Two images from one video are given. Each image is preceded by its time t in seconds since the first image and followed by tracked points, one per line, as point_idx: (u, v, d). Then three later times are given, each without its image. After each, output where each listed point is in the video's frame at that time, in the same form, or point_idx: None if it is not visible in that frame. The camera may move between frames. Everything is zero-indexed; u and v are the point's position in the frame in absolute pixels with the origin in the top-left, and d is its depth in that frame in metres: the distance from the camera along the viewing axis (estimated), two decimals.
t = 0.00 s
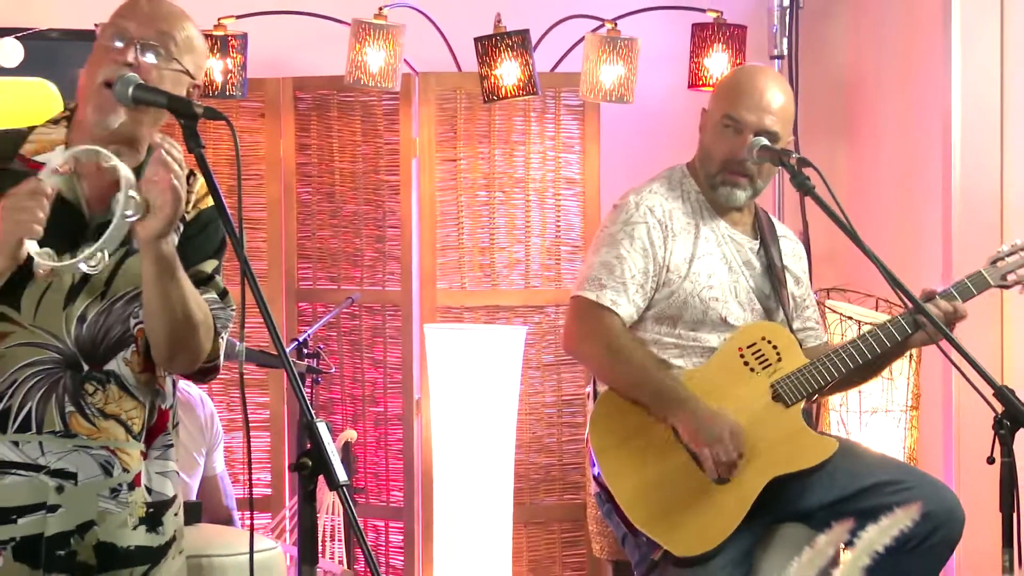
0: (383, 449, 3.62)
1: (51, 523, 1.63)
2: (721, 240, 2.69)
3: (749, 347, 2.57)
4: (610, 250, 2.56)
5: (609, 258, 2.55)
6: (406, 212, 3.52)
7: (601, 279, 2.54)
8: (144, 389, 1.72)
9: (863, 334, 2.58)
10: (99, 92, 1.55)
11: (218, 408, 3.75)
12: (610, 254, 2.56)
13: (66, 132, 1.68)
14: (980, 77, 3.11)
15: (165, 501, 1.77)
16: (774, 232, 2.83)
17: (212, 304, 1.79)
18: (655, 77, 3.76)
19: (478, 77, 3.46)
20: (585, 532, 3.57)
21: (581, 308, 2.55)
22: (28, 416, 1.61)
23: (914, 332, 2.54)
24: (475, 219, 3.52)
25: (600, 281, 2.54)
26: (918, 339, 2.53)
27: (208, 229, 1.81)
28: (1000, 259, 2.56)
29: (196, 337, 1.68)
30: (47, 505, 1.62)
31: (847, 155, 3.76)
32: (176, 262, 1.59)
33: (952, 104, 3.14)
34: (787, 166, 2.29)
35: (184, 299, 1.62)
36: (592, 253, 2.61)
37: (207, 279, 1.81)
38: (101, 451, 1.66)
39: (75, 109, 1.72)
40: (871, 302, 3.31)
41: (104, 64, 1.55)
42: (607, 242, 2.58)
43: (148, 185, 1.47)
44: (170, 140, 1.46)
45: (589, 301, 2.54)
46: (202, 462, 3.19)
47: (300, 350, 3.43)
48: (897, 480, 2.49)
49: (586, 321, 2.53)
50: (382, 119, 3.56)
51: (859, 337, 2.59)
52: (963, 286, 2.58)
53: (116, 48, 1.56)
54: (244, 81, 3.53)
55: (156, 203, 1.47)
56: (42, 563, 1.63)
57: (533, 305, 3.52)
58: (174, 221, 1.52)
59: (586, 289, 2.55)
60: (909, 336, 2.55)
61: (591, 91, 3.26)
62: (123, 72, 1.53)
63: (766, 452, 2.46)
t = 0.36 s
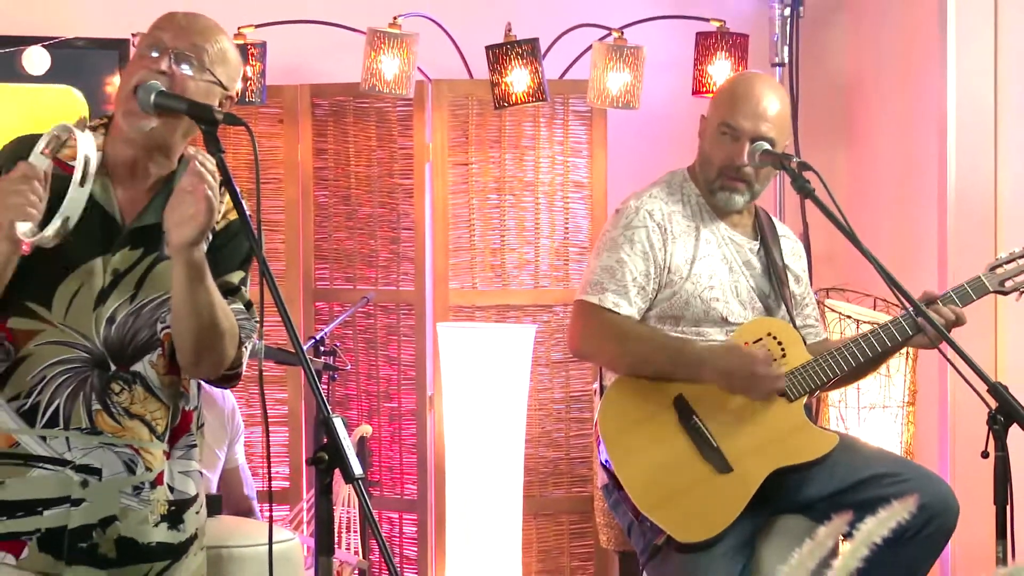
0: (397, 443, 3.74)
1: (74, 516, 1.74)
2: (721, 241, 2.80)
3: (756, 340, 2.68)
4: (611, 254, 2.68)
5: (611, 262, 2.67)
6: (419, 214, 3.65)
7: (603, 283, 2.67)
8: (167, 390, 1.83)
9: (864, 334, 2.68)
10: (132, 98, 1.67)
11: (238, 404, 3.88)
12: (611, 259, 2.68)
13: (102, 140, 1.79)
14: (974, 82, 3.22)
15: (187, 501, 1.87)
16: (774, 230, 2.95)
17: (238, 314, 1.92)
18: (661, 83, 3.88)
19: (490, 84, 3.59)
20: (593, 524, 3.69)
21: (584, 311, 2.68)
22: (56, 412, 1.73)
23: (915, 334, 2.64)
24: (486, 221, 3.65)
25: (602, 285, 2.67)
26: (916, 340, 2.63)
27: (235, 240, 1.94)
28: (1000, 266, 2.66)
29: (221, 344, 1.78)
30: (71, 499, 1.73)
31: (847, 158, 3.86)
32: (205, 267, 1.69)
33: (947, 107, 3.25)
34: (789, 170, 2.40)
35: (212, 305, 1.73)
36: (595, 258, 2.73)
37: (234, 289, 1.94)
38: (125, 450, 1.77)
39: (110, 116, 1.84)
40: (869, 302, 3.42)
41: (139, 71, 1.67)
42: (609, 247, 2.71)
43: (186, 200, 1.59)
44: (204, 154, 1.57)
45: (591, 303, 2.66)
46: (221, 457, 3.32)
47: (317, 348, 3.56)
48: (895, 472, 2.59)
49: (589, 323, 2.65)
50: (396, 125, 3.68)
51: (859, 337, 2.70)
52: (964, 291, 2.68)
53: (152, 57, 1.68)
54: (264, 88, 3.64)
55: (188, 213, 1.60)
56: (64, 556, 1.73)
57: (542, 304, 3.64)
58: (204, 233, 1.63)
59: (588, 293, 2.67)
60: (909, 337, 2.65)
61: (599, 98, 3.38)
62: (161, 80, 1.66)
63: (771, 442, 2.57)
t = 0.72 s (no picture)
0: (412, 436, 3.88)
1: (114, 477, 1.72)
2: (725, 238, 2.93)
3: (756, 335, 2.80)
4: (617, 252, 2.81)
5: (617, 258, 2.80)
6: (434, 215, 3.78)
7: (610, 278, 2.80)
8: (194, 350, 1.80)
9: (862, 327, 2.79)
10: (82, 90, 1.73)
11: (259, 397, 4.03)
12: (618, 254, 2.81)
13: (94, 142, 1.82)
14: (967, 88, 3.35)
15: (225, 459, 1.82)
16: (773, 228, 3.07)
17: (250, 286, 1.86)
18: (665, 89, 4.04)
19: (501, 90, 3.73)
20: (601, 513, 3.83)
21: (591, 305, 2.81)
22: (85, 382, 1.73)
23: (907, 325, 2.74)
24: (498, 221, 3.79)
25: (609, 279, 2.80)
26: (910, 332, 2.73)
27: (243, 205, 1.88)
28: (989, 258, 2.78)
29: (234, 320, 1.76)
30: (108, 460, 1.72)
31: (845, 161, 3.99)
32: (209, 256, 1.67)
33: (942, 115, 3.37)
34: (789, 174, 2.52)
35: (219, 288, 1.71)
36: (601, 256, 2.86)
37: (252, 260, 1.89)
38: (156, 408, 1.75)
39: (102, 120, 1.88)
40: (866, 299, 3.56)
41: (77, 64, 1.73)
42: (614, 245, 2.83)
43: (183, 193, 1.58)
44: (202, 150, 1.59)
45: (598, 298, 2.79)
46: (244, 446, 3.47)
47: (335, 344, 3.69)
48: (891, 465, 2.74)
49: (596, 318, 2.78)
50: (412, 128, 3.82)
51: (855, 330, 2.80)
52: (954, 284, 2.80)
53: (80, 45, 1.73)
54: (284, 93, 3.79)
55: (184, 208, 1.59)
56: (109, 515, 1.70)
57: (553, 301, 3.79)
58: (205, 221, 1.61)
59: (595, 287, 2.81)
60: (903, 329, 2.75)
61: (607, 102, 3.51)
62: (90, 67, 1.72)
63: (772, 436, 2.70)
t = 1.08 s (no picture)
0: (425, 428, 4.01)
1: (133, 470, 1.81)
2: (727, 237, 3.05)
3: (755, 331, 2.91)
4: (626, 246, 2.93)
5: (626, 253, 2.92)
6: (446, 215, 3.90)
7: (619, 271, 2.91)
8: (204, 341, 1.90)
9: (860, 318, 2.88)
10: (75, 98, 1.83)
11: (277, 391, 4.16)
12: (627, 249, 2.93)
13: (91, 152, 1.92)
14: (960, 92, 3.48)
15: (240, 444, 1.93)
16: (773, 231, 3.19)
17: (256, 268, 1.94)
18: (670, 94, 4.18)
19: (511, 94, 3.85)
20: (607, 503, 3.95)
21: (601, 298, 2.93)
22: (101, 380, 1.82)
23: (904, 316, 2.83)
24: (507, 220, 3.91)
25: (618, 273, 2.91)
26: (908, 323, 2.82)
27: (237, 196, 1.96)
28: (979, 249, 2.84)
29: (246, 302, 1.86)
30: (130, 454, 1.81)
31: (844, 163, 4.10)
32: (213, 238, 1.77)
33: (938, 120, 3.50)
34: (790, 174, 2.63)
35: (228, 270, 1.81)
36: (611, 251, 2.98)
37: (255, 244, 1.96)
38: (171, 398, 1.84)
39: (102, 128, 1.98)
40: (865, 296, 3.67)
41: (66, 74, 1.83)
42: (624, 239, 2.96)
43: (182, 181, 1.69)
44: (193, 138, 1.68)
45: (609, 291, 2.91)
46: (262, 439, 3.62)
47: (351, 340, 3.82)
48: (890, 457, 2.85)
49: (608, 310, 2.90)
50: (425, 131, 3.94)
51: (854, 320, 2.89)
52: (949, 274, 2.86)
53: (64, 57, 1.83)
54: (301, 97, 3.91)
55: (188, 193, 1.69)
56: (133, 506, 1.80)
57: (562, 298, 3.92)
58: (206, 206, 1.71)
59: (605, 280, 2.92)
60: (901, 320, 2.84)
61: (613, 106, 3.62)
62: (78, 77, 1.83)
63: (774, 427, 2.79)
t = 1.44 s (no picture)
0: (436, 420, 4.15)
1: (139, 466, 1.88)
2: (723, 231, 3.17)
3: (757, 328, 3.02)
4: (622, 246, 3.07)
5: (621, 253, 3.06)
6: (456, 214, 4.05)
7: (615, 271, 3.05)
8: (210, 342, 1.97)
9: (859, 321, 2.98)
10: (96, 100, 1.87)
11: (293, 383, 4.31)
12: (622, 249, 3.07)
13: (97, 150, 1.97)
14: (955, 96, 3.63)
15: (243, 439, 2.00)
16: (774, 217, 3.30)
17: (259, 267, 2.04)
18: (673, 96, 4.32)
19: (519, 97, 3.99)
20: (612, 492, 4.09)
21: (598, 297, 3.07)
22: (108, 379, 1.88)
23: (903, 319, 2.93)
24: (515, 219, 4.05)
25: (614, 273, 3.05)
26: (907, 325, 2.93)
27: (242, 198, 2.04)
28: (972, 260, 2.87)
29: (251, 304, 1.93)
30: (134, 451, 1.88)
31: (841, 163, 4.23)
32: (219, 243, 1.85)
33: (933, 125, 3.65)
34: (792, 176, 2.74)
35: (233, 273, 1.88)
36: (608, 252, 3.12)
37: (258, 245, 2.05)
38: (174, 397, 1.91)
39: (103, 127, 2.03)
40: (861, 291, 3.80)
41: (89, 76, 1.87)
42: (619, 240, 3.10)
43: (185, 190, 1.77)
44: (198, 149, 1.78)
45: (604, 290, 3.06)
46: (277, 430, 3.76)
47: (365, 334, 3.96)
48: (885, 447, 2.96)
49: (603, 307, 3.04)
50: (436, 132, 4.08)
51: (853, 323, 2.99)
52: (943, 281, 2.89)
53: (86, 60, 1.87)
54: (316, 99, 4.05)
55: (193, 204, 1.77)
56: (137, 503, 1.87)
57: (568, 293, 4.05)
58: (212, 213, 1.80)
59: (602, 279, 3.07)
60: (901, 323, 2.94)
61: (619, 108, 3.76)
62: (101, 80, 1.86)
63: (769, 413, 2.91)
